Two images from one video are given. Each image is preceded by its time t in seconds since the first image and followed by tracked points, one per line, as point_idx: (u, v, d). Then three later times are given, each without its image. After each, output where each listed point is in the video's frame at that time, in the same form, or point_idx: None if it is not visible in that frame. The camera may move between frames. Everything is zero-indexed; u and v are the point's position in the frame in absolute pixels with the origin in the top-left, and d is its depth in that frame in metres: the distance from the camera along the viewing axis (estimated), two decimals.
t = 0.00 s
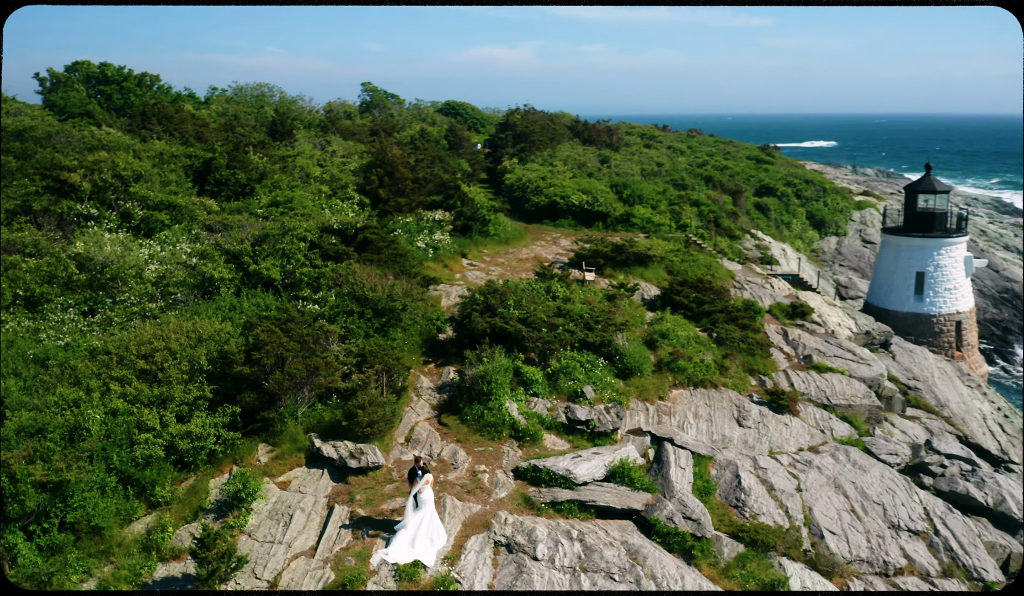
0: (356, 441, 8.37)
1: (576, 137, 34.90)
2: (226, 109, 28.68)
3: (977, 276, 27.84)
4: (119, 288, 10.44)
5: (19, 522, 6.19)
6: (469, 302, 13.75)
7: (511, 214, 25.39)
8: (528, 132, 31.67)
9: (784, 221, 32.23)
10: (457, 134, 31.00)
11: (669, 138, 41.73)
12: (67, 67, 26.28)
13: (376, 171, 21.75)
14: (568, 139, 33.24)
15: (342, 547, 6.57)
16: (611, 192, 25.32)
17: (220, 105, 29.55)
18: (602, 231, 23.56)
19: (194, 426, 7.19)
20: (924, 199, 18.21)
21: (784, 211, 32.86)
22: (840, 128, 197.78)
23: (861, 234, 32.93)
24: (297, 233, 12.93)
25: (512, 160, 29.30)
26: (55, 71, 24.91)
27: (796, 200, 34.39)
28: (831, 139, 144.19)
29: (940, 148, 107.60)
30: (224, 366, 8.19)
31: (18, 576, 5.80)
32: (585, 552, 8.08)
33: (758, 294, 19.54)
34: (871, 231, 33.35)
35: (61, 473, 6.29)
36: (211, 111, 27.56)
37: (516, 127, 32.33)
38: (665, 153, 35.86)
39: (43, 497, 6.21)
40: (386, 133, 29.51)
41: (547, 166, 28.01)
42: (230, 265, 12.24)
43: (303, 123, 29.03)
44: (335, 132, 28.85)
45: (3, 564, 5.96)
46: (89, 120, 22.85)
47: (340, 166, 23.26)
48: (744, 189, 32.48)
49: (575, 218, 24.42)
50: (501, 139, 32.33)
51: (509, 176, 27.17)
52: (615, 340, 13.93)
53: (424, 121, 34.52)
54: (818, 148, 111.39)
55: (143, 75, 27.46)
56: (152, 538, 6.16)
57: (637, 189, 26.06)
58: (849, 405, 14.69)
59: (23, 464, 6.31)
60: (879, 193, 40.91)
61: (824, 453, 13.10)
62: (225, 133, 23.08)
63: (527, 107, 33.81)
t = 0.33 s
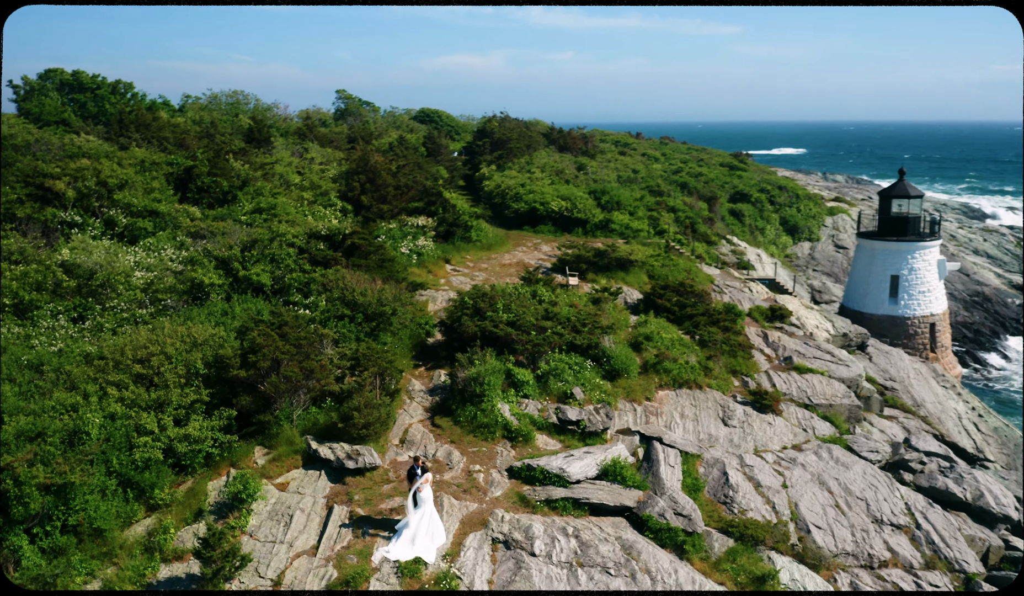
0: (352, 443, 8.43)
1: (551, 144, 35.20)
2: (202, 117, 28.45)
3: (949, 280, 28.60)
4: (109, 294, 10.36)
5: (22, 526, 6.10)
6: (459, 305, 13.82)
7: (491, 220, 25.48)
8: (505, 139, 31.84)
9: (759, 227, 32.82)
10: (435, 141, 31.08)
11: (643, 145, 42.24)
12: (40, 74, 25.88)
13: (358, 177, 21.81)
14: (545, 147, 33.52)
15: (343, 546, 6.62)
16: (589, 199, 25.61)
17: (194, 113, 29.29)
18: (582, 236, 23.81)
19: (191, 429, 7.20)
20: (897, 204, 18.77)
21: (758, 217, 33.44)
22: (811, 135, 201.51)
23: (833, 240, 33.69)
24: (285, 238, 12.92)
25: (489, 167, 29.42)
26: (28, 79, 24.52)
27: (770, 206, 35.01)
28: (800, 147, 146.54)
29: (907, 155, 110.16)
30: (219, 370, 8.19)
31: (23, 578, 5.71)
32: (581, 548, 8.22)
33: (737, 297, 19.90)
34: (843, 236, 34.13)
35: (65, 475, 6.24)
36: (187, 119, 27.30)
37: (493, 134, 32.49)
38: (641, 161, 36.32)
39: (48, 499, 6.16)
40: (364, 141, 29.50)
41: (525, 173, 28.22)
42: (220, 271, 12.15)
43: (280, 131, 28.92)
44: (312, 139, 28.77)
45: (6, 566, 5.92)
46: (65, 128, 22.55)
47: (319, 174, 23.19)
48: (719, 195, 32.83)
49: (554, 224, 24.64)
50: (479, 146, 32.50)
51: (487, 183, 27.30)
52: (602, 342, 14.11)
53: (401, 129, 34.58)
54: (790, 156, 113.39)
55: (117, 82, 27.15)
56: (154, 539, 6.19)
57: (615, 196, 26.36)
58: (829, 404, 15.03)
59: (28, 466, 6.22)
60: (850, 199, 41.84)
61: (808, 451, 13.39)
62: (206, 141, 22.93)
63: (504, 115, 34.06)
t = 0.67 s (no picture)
0: (347, 444, 8.47)
1: (527, 151, 35.44)
2: (177, 124, 28.19)
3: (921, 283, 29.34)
4: (98, 300, 10.32)
5: (26, 528, 6.05)
6: (449, 309, 13.88)
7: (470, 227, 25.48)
8: (483, 146, 31.93)
9: (733, 233, 33.36)
10: (413, 149, 31.08)
11: (617, 153, 42.70)
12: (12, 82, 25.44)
13: (340, 184, 21.81)
14: (521, 154, 33.75)
15: (344, 544, 6.67)
16: (568, 205, 25.85)
17: (170, 120, 29.01)
18: (562, 242, 24.07)
19: (189, 432, 7.21)
20: (872, 209, 19.18)
21: (732, 223, 33.98)
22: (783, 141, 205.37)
23: (806, 245, 34.44)
24: (274, 244, 12.83)
25: (467, 174, 29.44)
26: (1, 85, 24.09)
27: (743, 212, 35.59)
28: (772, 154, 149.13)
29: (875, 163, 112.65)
30: (215, 373, 8.20)
31: (28, 580, 5.74)
32: (577, 543, 8.35)
33: (717, 301, 20.24)
34: (816, 241, 34.91)
35: (68, 477, 6.22)
36: (162, 126, 27.03)
37: (470, 142, 32.54)
38: (616, 168, 36.73)
39: (52, 502, 6.12)
40: (342, 148, 29.46)
41: (503, 180, 28.36)
42: (210, 277, 12.05)
43: (256, 139, 28.75)
44: (290, 146, 28.68)
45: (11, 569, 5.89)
46: (40, 136, 22.21)
47: (299, 181, 23.08)
48: (694, 202, 33.05)
49: (534, 230, 24.84)
50: (456, 153, 32.59)
51: (465, 190, 27.41)
52: (589, 345, 14.27)
53: (377, 137, 34.58)
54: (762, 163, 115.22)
55: (91, 90, 26.81)
56: (156, 541, 6.21)
57: (593, 202, 26.69)
58: (810, 403, 15.34)
59: (32, 469, 6.18)
60: (821, 205, 42.71)
61: (791, 449, 13.66)
62: (187, 148, 22.77)
63: (481, 123, 34.23)
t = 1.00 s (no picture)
0: (343, 446, 8.50)
1: (504, 158, 35.67)
2: (153, 131, 27.88)
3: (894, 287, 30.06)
4: (87, 306, 10.24)
5: (31, 530, 6.03)
6: (439, 312, 13.97)
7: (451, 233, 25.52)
8: (460, 153, 32.01)
9: (708, 238, 33.83)
10: (392, 155, 31.11)
11: (592, 160, 43.13)
12: None
13: (323, 191, 21.80)
14: (498, 161, 33.98)
15: (345, 543, 6.72)
16: (547, 211, 26.11)
17: (145, 127, 28.66)
18: (542, 247, 24.26)
19: (188, 435, 7.21)
20: (846, 214, 19.63)
21: (707, 228, 34.46)
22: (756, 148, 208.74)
23: (779, 250, 35.14)
24: (264, 249, 12.81)
25: (446, 180, 29.45)
26: None
27: (718, 217, 36.13)
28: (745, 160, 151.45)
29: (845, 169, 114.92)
30: (212, 377, 8.21)
31: (33, 582, 5.71)
32: (573, 539, 8.48)
33: (697, 304, 20.55)
34: (789, 246, 35.63)
35: (73, 479, 6.23)
36: (138, 133, 26.71)
37: (448, 148, 32.60)
38: (591, 174, 37.13)
39: (57, 504, 6.11)
40: (320, 155, 29.40)
41: (482, 186, 28.46)
42: (199, 283, 11.94)
43: (233, 146, 28.56)
44: (268, 153, 28.55)
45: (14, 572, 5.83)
46: (16, 143, 21.88)
47: (278, 187, 22.97)
48: (669, 208, 33.53)
49: (514, 236, 25.04)
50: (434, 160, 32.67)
51: (445, 196, 26.94)
52: (576, 347, 14.42)
53: (354, 144, 34.55)
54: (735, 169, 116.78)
55: (65, 97, 26.41)
56: (158, 542, 6.21)
57: (572, 209, 27.00)
58: (791, 403, 15.64)
59: (37, 472, 6.17)
60: (794, 211, 43.53)
61: (775, 447, 13.94)
62: (169, 155, 22.60)
63: (458, 130, 34.38)
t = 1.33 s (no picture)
0: (339, 448, 8.55)
1: (481, 165, 35.87)
2: (130, 138, 27.58)
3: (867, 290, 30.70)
4: (78, 312, 10.19)
5: (36, 532, 6.03)
6: (428, 315, 14.05)
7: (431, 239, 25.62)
8: (438, 159, 32.14)
9: (683, 243, 34.24)
10: (370, 162, 31.14)
11: (567, 166, 43.49)
12: None
13: (306, 197, 21.80)
14: (476, 168, 34.16)
15: (346, 541, 6.78)
16: (527, 217, 26.33)
17: (121, 134, 28.32)
18: (523, 253, 24.45)
19: (186, 437, 7.22)
20: (822, 218, 20.13)
21: (683, 234, 34.89)
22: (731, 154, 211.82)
23: (754, 254, 35.77)
24: (254, 254, 12.80)
25: (425, 186, 29.56)
26: None
27: (693, 223, 36.64)
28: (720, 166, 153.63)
29: (816, 175, 117.11)
30: (208, 380, 8.21)
31: (38, 584, 5.71)
32: (569, 535, 8.61)
33: (678, 307, 20.84)
34: (763, 251, 36.29)
35: (77, 481, 6.25)
36: (115, 140, 26.38)
37: (426, 154, 32.72)
38: (567, 181, 37.50)
39: (62, 506, 6.12)
40: (298, 161, 29.33)
41: (461, 193, 28.60)
42: (189, 288, 11.89)
43: (211, 152, 28.35)
44: (246, 159, 28.41)
45: (20, 574, 5.83)
46: None
47: (258, 194, 22.88)
48: (645, 213, 34.00)
49: (495, 241, 25.17)
50: (412, 167, 32.71)
51: (424, 202, 26.93)
52: (564, 349, 14.58)
53: (332, 151, 34.51)
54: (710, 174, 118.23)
55: (40, 103, 25.98)
56: (161, 543, 6.22)
57: (551, 215, 27.29)
58: (773, 402, 15.93)
59: (41, 474, 6.18)
60: (767, 216, 44.30)
61: (760, 444, 14.20)
62: (152, 162, 22.44)
63: (436, 137, 34.49)
